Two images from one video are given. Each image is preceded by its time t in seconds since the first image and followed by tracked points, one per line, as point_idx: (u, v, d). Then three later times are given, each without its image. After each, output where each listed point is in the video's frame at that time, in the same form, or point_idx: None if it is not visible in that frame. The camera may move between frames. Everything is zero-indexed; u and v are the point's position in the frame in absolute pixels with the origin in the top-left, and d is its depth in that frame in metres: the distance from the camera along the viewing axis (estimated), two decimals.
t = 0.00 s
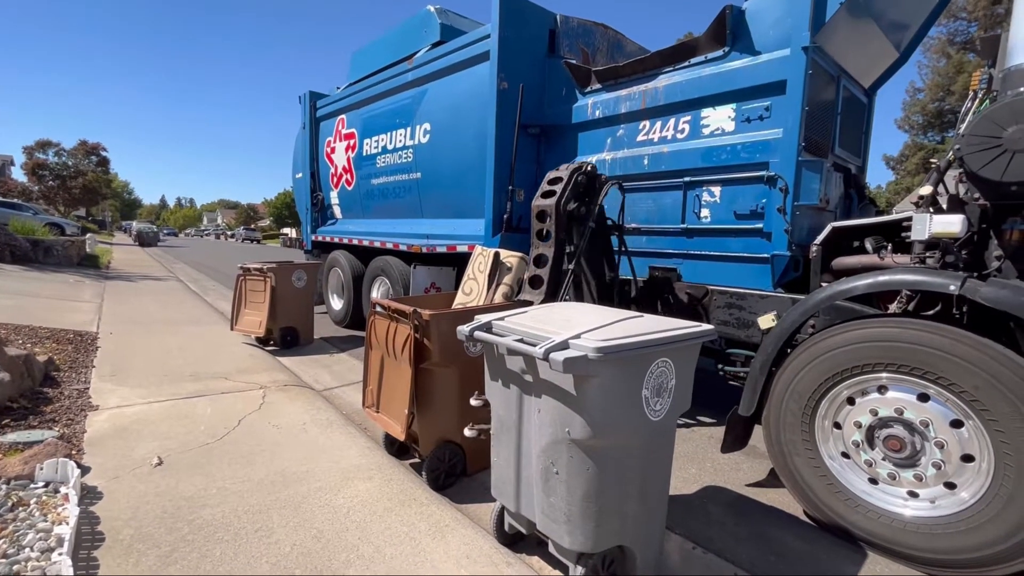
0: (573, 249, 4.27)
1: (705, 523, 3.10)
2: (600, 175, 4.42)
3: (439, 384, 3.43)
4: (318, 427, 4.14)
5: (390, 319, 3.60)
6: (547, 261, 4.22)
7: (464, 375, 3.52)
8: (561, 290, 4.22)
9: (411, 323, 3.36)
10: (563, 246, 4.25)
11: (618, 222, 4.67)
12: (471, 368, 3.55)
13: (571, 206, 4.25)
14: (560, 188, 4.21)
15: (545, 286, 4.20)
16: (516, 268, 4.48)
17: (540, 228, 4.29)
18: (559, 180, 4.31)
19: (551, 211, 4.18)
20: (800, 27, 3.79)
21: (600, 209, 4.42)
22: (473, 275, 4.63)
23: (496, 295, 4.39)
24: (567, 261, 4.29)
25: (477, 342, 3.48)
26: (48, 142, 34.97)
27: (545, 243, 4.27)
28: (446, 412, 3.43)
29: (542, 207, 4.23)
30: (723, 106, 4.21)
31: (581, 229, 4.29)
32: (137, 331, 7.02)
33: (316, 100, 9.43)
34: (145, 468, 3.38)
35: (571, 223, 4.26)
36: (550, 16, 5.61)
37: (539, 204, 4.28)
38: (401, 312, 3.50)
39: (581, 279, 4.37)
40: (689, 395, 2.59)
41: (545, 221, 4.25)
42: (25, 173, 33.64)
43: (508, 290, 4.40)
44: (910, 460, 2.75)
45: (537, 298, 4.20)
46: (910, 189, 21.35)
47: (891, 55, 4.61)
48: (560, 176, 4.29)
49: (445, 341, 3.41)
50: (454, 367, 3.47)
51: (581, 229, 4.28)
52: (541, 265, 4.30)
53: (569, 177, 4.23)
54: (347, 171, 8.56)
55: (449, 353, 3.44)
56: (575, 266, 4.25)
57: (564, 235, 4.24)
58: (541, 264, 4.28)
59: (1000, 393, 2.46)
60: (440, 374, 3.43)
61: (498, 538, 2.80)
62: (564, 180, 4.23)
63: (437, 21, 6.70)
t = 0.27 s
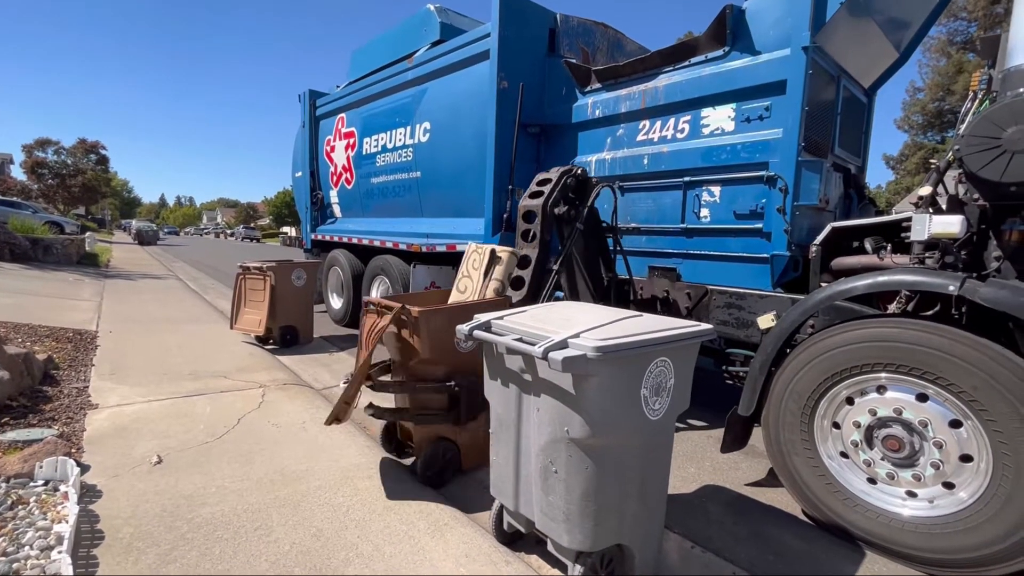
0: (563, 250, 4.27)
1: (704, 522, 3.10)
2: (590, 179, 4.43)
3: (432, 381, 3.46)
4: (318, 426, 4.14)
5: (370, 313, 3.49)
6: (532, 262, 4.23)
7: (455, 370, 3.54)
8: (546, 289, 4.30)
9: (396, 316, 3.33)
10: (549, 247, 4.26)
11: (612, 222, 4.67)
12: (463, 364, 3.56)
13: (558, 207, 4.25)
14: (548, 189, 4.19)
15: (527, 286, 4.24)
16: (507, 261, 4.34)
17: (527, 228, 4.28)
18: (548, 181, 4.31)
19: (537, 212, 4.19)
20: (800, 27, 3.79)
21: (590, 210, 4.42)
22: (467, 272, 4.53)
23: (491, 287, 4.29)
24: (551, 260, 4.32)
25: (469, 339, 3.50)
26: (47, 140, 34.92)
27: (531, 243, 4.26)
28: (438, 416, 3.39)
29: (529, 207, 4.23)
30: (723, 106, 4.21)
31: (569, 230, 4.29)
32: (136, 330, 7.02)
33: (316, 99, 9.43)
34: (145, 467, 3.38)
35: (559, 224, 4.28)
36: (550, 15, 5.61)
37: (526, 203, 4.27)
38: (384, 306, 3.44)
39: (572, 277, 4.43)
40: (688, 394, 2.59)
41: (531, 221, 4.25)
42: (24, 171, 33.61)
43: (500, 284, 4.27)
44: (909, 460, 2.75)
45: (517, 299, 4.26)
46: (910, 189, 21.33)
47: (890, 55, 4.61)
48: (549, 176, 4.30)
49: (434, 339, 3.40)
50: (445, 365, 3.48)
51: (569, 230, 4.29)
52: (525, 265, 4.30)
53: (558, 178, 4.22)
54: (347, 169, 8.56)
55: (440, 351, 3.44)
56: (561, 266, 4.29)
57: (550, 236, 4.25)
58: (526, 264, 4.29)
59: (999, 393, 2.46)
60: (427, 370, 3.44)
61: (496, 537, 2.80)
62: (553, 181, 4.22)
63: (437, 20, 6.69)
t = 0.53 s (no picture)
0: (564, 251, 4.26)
1: (704, 521, 3.11)
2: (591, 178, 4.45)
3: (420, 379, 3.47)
4: (317, 425, 4.15)
5: (358, 316, 3.49)
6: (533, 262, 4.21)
7: (442, 366, 3.56)
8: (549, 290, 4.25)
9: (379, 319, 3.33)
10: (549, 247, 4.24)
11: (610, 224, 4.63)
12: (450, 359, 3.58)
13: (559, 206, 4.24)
14: (548, 188, 4.19)
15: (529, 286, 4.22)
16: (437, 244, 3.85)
17: (527, 228, 4.27)
18: (549, 181, 4.30)
19: (538, 211, 4.17)
20: (800, 27, 3.79)
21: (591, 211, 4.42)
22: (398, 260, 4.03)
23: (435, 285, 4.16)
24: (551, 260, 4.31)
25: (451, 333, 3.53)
26: (48, 139, 34.93)
27: (531, 243, 4.25)
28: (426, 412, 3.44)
29: (530, 207, 4.21)
30: (723, 105, 4.21)
31: (570, 229, 4.28)
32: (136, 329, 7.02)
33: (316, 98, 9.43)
34: (145, 466, 3.38)
35: (559, 224, 4.26)
36: (551, 14, 5.61)
37: (527, 204, 4.26)
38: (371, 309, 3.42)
39: (573, 277, 4.42)
40: (688, 394, 2.59)
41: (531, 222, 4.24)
42: (25, 170, 33.62)
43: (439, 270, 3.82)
44: (908, 460, 2.75)
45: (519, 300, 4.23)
46: (911, 189, 21.28)
47: (891, 55, 4.61)
48: (549, 176, 4.29)
49: (416, 338, 3.40)
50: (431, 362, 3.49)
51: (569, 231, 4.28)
52: (526, 265, 4.29)
53: (558, 178, 4.22)
54: (347, 169, 8.56)
55: (424, 349, 3.44)
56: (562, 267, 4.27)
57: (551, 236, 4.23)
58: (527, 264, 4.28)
59: (998, 393, 2.46)
60: (417, 370, 3.46)
61: (496, 536, 2.80)
62: (553, 181, 4.22)
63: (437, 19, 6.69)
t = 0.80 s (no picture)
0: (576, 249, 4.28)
1: (704, 521, 3.10)
2: (602, 174, 4.46)
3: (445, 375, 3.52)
4: (319, 424, 4.15)
5: (392, 311, 3.56)
6: (550, 259, 4.23)
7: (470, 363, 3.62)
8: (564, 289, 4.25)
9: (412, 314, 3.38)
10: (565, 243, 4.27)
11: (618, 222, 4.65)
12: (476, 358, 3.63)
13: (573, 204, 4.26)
14: (562, 186, 4.19)
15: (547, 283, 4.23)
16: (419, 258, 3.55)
17: (543, 226, 4.30)
18: (561, 179, 4.32)
19: (553, 209, 4.19)
20: (802, 26, 3.78)
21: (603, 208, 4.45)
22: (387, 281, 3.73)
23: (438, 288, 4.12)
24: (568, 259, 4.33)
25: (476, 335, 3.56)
26: (50, 138, 34.98)
27: (548, 239, 4.27)
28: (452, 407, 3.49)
29: (544, 204, 4.24)
30: (725, 105, 4.20)
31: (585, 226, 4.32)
32: (138, 328, 7.03)
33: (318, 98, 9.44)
34: (146, 464, 3.39)
35: (573, 221, 4.29)
36: (552, 14, 5.62)
37: (542, 201, 4.27)
38: (404, 303, 3.48)
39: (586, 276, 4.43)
40: (689, 393, 2.59)
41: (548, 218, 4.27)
42: (27, 169, 33.67)
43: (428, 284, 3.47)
44: (910, 460, 2.75)
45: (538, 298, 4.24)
46: (913, 189, 21.24)
47: (893, 54, 4.59)
48: (562, 174, 4.31)
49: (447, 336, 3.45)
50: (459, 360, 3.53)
51: (583, 227, 4.32)
52: (545, 263, 4.31)
53: (572, 175, 4.24)
54: (348, 168, 8.56)
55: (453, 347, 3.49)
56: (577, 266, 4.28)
57: (566, 233, 4.26)
58: (544, 261, 4.30)
59: (1000, 394, 2.46)
60: (445, 366, 3.51)
61: (497, 536, 2.80)
62: (565, 179, 4.23)
63: (439, 19, 6.69)
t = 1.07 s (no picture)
0: (592, 249, 4.47)
1: (706, 522, 3.09)
2: (613, 172, 4.58)
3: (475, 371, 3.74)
4: (320, 424, 4.15)
5: (427, 306, 3.97)
6: (567, 257, 4.46)
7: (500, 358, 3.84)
8: (580, 286, 4.45)
9: (447, 309, 3.76)
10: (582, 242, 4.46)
11: (625, 221, 4.78)
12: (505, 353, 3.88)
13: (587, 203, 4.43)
14: (576, 186, 4.38)
15: (566, 281, 4.47)
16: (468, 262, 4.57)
17: (559, 225, 4.52)
18: (574, 178, 4.49)
19: (569, 208, 4.38)
20: (804, 26, 3.77)
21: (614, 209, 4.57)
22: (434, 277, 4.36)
23: (466, 286, 4.43)
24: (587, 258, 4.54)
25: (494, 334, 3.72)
26: (53, 138, 35.03)
27: (565, 239, 4.50)
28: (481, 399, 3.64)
29: (559, 204, 4.44)
30: (727, 105, 4.20)
31: (599, 224, 4.49)
32: (139, 327, 7.04)
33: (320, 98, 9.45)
34: (148, 463, 3.39)
35: (588, 220, 4.46)
36: (555, 14, 5.62)
37: (556, 201, 4.49)
38: (437, 301, 3.89)
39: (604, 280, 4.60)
40: (690, 393, 2.59)
41: (563, 218, 4.47)
42: (30, 169, 33.73)
43: (474, 285, 4.53)
44: (912, 460, 2.74)
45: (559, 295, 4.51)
46: (916, 189, 21.18)
47: (896, 54, 4.58)
48: (575, 174, 4.47)
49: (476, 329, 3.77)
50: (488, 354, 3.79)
51: (597, 227, 4.49)
52: (561, 261, 4.55)
53: (585, 175, 4.39)
54: (351, 168, 8.57)
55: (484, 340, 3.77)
56: (594, 264, 4.48)
57: (582, 231, 4.45)
58: (561, 260, 4.53)
59: (1004, 394, 2.45)
60: (475, 359, 3.78)
61: (498, 536, 2.80)
62: (579, 178, 4.40)
63: (441, 19, 6.70)
